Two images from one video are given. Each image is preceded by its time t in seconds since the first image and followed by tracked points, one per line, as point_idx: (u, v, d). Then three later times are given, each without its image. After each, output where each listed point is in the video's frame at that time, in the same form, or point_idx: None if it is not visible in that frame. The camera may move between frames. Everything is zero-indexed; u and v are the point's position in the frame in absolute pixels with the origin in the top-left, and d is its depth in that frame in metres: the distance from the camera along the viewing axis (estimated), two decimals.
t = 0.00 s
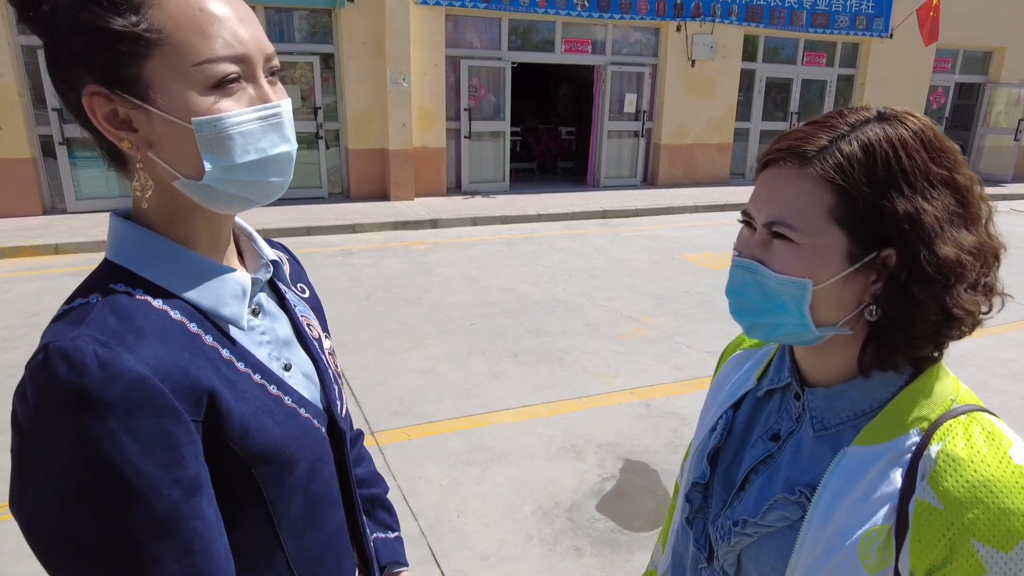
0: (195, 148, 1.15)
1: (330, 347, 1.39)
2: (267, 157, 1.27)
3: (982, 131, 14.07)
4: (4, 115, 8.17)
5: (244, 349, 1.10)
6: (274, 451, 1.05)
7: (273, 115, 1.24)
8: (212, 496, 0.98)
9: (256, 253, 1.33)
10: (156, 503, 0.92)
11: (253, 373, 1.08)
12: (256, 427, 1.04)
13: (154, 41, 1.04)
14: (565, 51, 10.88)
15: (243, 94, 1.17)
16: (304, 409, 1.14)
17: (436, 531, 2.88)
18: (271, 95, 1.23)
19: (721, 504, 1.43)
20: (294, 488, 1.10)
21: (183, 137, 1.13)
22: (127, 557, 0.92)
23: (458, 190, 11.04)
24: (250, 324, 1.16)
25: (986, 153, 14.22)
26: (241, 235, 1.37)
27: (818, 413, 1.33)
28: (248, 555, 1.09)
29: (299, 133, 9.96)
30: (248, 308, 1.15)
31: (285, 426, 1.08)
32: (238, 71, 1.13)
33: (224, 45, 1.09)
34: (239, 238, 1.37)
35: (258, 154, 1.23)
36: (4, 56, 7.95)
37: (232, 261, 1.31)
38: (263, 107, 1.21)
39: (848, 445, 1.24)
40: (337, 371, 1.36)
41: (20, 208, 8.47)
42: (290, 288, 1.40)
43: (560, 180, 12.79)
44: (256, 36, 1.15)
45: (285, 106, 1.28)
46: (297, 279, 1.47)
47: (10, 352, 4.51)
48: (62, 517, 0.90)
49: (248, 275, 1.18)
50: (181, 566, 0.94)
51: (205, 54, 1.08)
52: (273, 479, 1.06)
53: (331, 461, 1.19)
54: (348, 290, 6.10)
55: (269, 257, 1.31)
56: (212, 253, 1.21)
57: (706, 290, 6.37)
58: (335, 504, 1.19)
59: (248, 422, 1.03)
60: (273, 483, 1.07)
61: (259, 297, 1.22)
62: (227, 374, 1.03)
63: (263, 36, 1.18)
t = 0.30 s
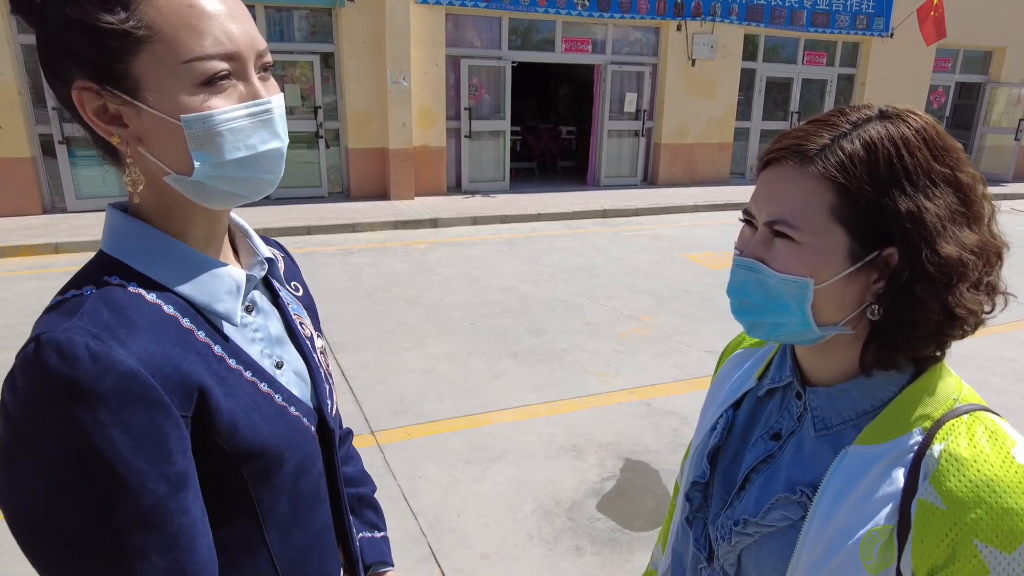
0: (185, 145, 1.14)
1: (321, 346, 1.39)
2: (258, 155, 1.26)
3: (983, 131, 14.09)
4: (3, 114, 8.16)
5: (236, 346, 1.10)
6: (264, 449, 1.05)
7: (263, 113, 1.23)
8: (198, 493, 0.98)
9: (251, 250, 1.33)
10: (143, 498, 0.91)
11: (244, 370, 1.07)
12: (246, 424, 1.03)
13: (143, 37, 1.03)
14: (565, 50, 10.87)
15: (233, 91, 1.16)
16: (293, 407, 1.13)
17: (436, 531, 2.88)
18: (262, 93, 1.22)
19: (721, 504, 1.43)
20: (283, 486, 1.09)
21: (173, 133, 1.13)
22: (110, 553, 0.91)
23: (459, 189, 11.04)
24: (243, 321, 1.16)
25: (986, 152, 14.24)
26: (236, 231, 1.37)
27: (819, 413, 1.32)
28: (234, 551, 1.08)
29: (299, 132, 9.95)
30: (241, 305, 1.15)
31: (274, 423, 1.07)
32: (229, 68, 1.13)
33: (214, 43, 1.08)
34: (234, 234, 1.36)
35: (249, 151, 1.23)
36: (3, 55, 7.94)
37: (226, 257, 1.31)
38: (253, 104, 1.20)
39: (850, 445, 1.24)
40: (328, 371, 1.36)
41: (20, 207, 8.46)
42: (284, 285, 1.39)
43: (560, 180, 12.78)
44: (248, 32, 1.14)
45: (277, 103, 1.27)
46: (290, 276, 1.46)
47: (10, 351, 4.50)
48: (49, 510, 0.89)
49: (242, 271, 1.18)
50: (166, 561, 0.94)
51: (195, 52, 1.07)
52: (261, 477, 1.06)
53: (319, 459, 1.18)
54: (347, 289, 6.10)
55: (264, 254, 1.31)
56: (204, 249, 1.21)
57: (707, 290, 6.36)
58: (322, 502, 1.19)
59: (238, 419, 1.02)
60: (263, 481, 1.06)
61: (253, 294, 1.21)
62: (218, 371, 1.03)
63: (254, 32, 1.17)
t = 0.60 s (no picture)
0: (177, 148, 1.14)
1: (316, 346, 1.38)
2: (250, 161, 1.26)
3: (983, 131, 14.08)
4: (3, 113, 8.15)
5: (226, 347, 1.09)
6: (254, 449, 1.05)
7: (256, 119, 1.23)
8: (187, 494, 0.98)
9: (242, 250, 1.32)
10: (129, 499, 0.91)
11: (234, 372, 1.07)
12: (236, 425, 1.03)
13: (139, 39, 1.03)
14: (565, 49, 10.86)
15: (227, 96, 1.16)
16: (286, 407, 1.13)
17: (437, 530, 2.88)
18: (255, 99, 1.22)
19: (720, 504, 1.42)
20: (274, 486, 1.09)
21: (164, 137, 1.13)
22: (97, 555, 0.91)
23: (459, 189, 11.04)
24: (234, 322, 1.15)
25: (987, 152, 14.22)
26: (228, 231, 1.36)
27: (820, 413, 1.32)
28: (228, 549, 1.08)
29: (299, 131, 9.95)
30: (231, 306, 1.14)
31: (265, 424, 1.07)
32: (223, 73, 1.13)
33: (210, 48, 1.08)
34: (226, 234, 1.36)
35: (240, 158, 1.23)
36: (3, 53, 7.93)
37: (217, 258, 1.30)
38: (246, 111, 1.20)
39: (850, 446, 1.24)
40: (323, 371, 1.36)
41: (20, 207, 8.46)
42: (277, 285, 1.38)
43: (561, 179, 12.78)
44: (243, 38, 1.14)
45: (270, 110, 1.27)
46: (285, 276, 1.46)
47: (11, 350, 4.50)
48: (35, 511, 0.89)
49: (232, 274, 1.17)
50: (153, 562, 0.93)
51: (190, 55, 1.07)
52: (252, 478, 1.06)
53: (313, 459, 1.18)
54: (348, 289, 6.10)
55: (255, 254, 1.30)
56: (195, 250, 1.21)
57: (707, 289, 6.37)
58: (316, 502, 1.19)
59: (227, 420, 1.02)
60: (254, 481, 1.06)
61: (244, 295, 1.21)
62: (207, 372, 1.03)
63: (249, 37, 1.17)
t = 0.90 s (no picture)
0: (178, 143, 1.15)
1: (317, 345, 1.39)
2: (249, 154, 1.27)
3: (983, 131, 14.07)
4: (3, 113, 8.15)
5: (227, 347, 1.10)
6: (257, 448, 1.05)
7: (254, 112, 1.24)
8: (192, 493, 0.98)
9: (242, 250, 1.32)
10: (133, 500, 0.92)
11: (236, 371, 1.08)
12: (238, 424, 1.03)
13: (137, 36, 1.03)
14: (565, 49, 10.87)
15: (225, 91, 1.16)
16: (288, 407, 1.14)
17: (437, 529, 2.88)
18: (253, 93, 1.22)
19: (718, 505, 1.43)
20: (278, 485, 1.09)
21: (164, 133, 1.13)
22: (102, 556, 0.91)
23: (459, 188, 11.04)
24: (234, 322, 1.16)
25: (987, 152, 14.22)
26: (226, 231, 1.36)
27: (818, 414, 1.32)
28: (232, 548, 1.08)
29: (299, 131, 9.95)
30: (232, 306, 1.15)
31: (268, 423, 1.07)
32: (221, 68, 1.13)
33: (207, 43, 1.08)
34: (225, 234, 1.35)
35: (241, 151, 1.23)
36: (3, 53, 7.94)
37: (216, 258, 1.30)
38: (245, 105, 1.21)
39: (848, 446, 1.24)
40: (324, 370, 1.36)
41: (21, 206, 8.47)
42: (277, 286, 1.39)
43: (561, 178, 12.78)
44: (239, 34, 1.14)
45: (267, 103, 1.28)
46: (285, 277, 1.46)
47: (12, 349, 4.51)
48: (39, 512, 0.89)
49: (232, 274, 1.18)
50: (158, 562, 0.94)
51: (188, 51, 1.08)
52: (254, 477, 1.06)
53: (317, 458, 1.18)
54: (348, 288, 6.11)
55: (254, 255, 1.30)
56: (198, 248, 1.21)
57: (707, 289, 6.37)
58: (320, 502, 1.19)
59: (230, 419, 1.03)
60: (258, 480, 1.06)
61: (244, 296, 1.21)
62: (209, 372, 1.03)
63: (245, 33, 1.18)
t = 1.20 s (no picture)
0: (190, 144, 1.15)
1: (316, 344, 1.39)
2: (258, 157, 1.27)
3: (983, 130, 14.06)
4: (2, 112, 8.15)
5: (226, 346, 1.10)
6: (258, 447, 1.05)
7: (264, 117, 1.25)
8: (195, 492, 0.99)
9: (240, 251, 1.32)
10: (137, 499, 0.92)
11: (235, 370, 1.08)
12: (240, 423, 1.04)
13: (155, 37, 1.04)
14: (565, 48, 10.87)
15: (237, 94, 1.17)
16: (288, 405, 1.14)
17: (437, 528, 2.89)
18: (262, 97, 1.23)
19: (716, 504, 1.43)
20: (280, 483, 1.09)
21: (176, 132, 1.13)
22: (106, 556, 0.92)
23: (458, 188, 11.04)
24: (233, 322, 1.16)
25: (987, 151, 14.21)
26: (224, 232, 1.36)
27: (814, 412, 1.33)
28: (234, 548, 1.08)
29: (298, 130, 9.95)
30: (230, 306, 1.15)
31: (268, 421, 1.08)
32: (235, 71, 1.14)
33: (223, 45, 1.10)
34: (222, 235, 1.35)
35: (250, 154, 1.24)
36: (2, 52, 7.93)
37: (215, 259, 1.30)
38: (255, 108, 1.22)
39: (844, 444, 1.25)
40: (323, 368, 1.36)
41: (20, 206, 8.47)
42: (275, 285, 1.39)
43: (561, 178, 12.78)
44: (251, 38, 1.15)
45: (274, 109, 1.29)
46: (283, 276, 1.47)
47: (13, 348, 4.53)
48: (40, 511, 0.89)
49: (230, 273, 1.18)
50: (164, 561, 0.94)
51: (204, 52, 1.08)
52: (256, 476, 1.06)
53: (317, 456, 1.19)
54: (348, 287, 6.11)
55: (252, 254, 1.30)
56: (198, 248, 1.21)
57: (707, 288, 6.37)
58: (322, 501, 1.19)
59: (231, 418, 1.03)
60: (259, 479, 1.07)
61: (242, 295, 1.22)
62: (209, 370, 1.04)
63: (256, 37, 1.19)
